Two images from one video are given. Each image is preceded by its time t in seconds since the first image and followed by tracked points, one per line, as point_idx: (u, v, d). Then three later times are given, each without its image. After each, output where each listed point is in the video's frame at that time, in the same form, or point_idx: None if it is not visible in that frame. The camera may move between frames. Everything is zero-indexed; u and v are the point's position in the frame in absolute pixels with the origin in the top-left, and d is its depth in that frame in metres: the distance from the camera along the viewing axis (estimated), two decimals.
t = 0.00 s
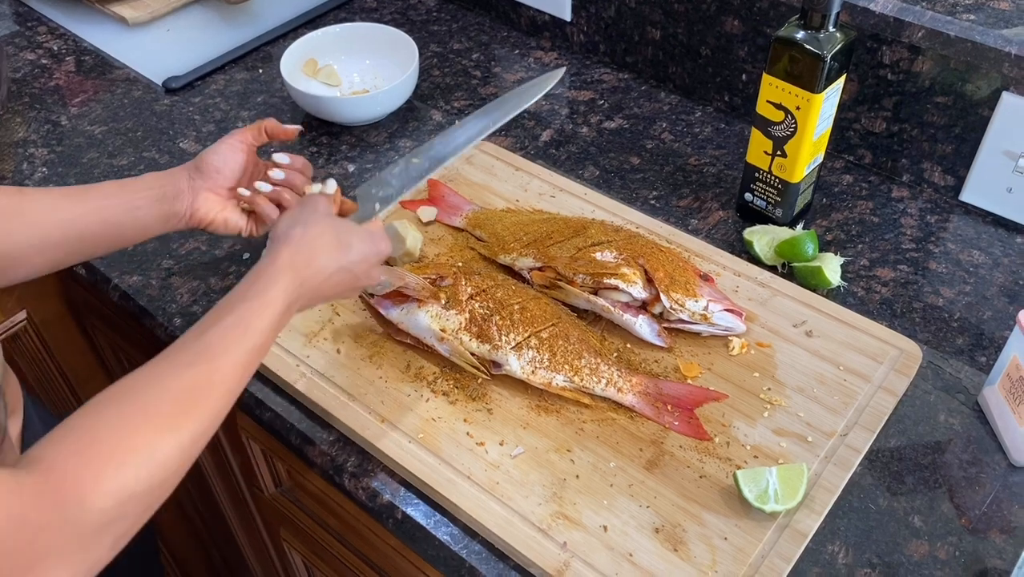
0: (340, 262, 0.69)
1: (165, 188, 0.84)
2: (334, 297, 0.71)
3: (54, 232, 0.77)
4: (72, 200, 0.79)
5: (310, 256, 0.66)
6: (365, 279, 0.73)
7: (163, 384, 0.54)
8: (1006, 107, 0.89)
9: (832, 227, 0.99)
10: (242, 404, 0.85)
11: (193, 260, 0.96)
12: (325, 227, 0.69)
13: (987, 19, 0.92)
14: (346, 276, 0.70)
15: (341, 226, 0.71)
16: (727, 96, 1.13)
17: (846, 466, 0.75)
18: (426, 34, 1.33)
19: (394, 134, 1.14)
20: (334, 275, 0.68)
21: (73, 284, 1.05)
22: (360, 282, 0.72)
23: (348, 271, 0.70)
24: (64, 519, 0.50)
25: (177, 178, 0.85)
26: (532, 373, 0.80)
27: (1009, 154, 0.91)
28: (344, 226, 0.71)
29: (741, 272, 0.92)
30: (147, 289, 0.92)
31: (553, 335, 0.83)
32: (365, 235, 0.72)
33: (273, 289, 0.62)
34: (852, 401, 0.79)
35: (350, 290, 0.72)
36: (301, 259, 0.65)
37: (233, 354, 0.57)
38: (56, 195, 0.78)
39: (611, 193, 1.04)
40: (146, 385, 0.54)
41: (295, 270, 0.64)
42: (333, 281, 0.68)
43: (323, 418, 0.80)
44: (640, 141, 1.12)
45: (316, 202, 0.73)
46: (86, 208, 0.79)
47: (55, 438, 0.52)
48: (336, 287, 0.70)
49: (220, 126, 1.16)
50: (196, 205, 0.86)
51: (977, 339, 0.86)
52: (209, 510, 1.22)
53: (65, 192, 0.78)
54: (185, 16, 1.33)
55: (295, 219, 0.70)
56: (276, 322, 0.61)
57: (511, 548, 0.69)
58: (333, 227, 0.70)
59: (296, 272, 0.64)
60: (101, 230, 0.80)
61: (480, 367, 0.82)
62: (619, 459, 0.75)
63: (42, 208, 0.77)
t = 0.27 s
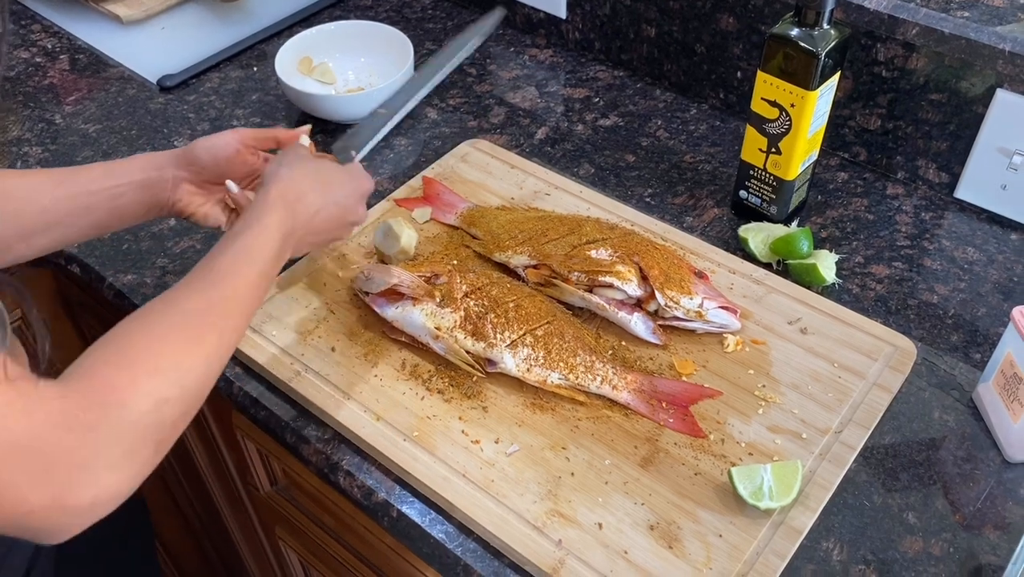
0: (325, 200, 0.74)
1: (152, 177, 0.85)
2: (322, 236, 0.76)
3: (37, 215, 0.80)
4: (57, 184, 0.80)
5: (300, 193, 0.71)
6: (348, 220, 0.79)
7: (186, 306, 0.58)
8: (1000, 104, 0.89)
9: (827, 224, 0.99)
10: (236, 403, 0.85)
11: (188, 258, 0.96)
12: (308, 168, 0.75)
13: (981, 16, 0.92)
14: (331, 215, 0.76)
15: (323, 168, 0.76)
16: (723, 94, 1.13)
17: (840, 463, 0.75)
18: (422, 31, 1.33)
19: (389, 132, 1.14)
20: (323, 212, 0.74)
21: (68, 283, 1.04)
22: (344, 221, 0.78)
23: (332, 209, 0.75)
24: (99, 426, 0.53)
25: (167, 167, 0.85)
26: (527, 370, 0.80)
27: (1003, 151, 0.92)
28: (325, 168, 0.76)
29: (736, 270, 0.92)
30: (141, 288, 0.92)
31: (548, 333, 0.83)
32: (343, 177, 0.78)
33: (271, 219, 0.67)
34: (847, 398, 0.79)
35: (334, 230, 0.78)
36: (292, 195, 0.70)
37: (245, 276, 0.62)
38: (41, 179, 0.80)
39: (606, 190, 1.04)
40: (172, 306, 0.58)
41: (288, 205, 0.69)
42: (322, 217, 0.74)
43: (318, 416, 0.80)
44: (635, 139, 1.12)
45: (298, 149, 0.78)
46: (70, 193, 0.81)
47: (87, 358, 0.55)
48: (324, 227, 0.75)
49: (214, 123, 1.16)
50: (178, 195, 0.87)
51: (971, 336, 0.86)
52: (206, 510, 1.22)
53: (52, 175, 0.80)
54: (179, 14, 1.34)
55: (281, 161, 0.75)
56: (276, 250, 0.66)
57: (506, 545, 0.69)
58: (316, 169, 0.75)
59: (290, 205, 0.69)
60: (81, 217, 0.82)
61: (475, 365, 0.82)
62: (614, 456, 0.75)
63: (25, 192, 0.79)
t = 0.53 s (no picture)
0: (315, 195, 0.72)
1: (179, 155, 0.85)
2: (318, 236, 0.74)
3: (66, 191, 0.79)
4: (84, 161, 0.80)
5: (286, 186, 0.69)
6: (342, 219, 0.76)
7: (145, 306, 0.56)
8: (995, 101, 0.89)
9: (823, 221, 0.99)
10: (232, 401, 0.84)
11: (183, 256, 0.96)
12: (296, 163, 0.73)
13: (977, 12, 0.92)
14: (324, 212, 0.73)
15: (313, 163, 0.74)
16: (718, 91, 1.13)
17: (836, 459, 0.75)
18: (417, 28, 1.33)
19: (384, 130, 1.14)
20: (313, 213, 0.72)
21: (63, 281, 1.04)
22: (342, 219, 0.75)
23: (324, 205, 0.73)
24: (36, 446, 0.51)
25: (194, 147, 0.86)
26: (523, 368, 0.80)
27: (998, 148, 0.92)
28: (316, 165, 0.74)
29: (731, 266, 0.92)
30: (136, 286, 0.92)
31: (543, 330, 0.83)
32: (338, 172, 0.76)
33: (251, 212, 0.65)
34: (843, 395, 0.80)
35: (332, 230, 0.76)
36: (276, 189, 0.68)
37: (216, 270, 0.59)
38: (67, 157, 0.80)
39: (602, 187, 1.04)
40: (135, 306, 0.57)
41: (272, 199, 0.67)
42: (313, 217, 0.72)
43: (314, 414, 0.80)
44: (631, 136, 1.12)
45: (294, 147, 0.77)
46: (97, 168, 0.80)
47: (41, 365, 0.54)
48: (315, 228, 0.73)
49: (209, 121, 1.16)
50: (208, 175, 0.86)
51: (966, 332, 0.86)
52: (202, 508, 1.22)
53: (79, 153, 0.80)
54: (174, 11, 1.34)
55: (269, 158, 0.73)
56: (256, 242, 0.63)
57: (503, 542, 0.69)
58: (305, 164, 0.73)
59: (274, 198, 0.67)
60: (113, 194, 0.81)
61: (471, 362, 0.82)
62: (610, 453, 0.75)
63: (53, 170, 0.78)
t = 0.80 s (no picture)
0: (287, 298, 0.68)
1: (236, 137, 0.89)
2: (295, 333, 0.71)
3: (126, 167, 0.85)
4: (146, 137, 0.85)
5: (249, 287, 0.67)
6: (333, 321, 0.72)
7: (43, 391, 0.58)
8: (990, 96, 0.89)
9: (819, 217, 0.99)
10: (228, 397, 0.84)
11: (179, 253, 0.96)
12: (280, 263, 0.69)
13: (971, 8, 0.92)
14: (301, 312, 0.70)
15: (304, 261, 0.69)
16: (714, 87, 1.13)
17: (831, 454, 0.75)
18: (413, 24, 1.32)
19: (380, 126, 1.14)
20: (283, 317, 0.69)
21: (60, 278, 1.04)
22: (326, 320, 0.71)
23: (301, 305, 0.69)
24: None
25: (251, 131, 0.88)
26: (519, 363, 0.80)
27: (993, 143, 0.92)
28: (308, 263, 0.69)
29: (727, 262, 0.92)
30: (133, 282, 0.92)
31: (540, 325, 0.83)
32: (336, 271, 0.71)
33: (197, 319, 0.64)
34: (838, 389, 0.80)
35: (316, 326, 0.72)
36: (238, 292, 0.66)
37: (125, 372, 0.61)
38: (128, 128, 0.84)
39: (598, 183, 1.04)
40: (49, 384, 0.59)
41: (226, 301, 0.66)
42: (281, 322, 0.69)
43: (311, 410, 0.80)
44: (627, 132, 1.12)
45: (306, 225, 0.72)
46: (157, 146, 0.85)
47: None
48: (286, 329, 0.70)
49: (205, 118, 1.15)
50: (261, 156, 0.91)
51: (962, 327, 0.86)
52: (199, 504, 1.22)
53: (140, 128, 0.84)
54: (169, 9, 1.33)
55: (265, 244, 0.70)
56: (182, 352, 0.63)
57: (500, 538, 0.70)
58: (293, 261, 0.69)
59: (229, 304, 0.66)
60: (168, 164, 0.87)
61: (467, 358, 0.82)
62: (606, 448, 0.75)
63: (116, 147, 0.84)
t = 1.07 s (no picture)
0: (238, 296, 0.69)
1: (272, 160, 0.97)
2: (243, 330, 0.72)
3: (140, 165, 0.90)
4: (172, 148, 0.91)
5: (199, 284, 0.67)
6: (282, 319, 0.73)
7: None
8: (984, 91, 0.89)
9: (813, 212, 0.99)
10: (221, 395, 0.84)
11: (172, 250, 0.95)
12: (230, 260, 0.69)
13: (965, 3, 0.92)
14: (252, 310, 0.71)
15: (254, 259, 0.70)
16: (708, 82, 1.13)
17: (825, 449, 0.75)
18: (406, 20, 1.32)
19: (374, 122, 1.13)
20: (234, 315, 0.70)
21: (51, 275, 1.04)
22: (275, 318, 0.72)
23: (251, 303, 0.70)
24: None
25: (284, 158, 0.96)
26: (513, 360, 0.80)
27: (987, 138, 0.92)
28: (257, 261, 0.71)
29: (721, 258, 0.92)
30: (124, 279, 0.91)
31: (533, 322, 0.83)
32: (284, 269, 0.72)
33: (150, 314, 0.64)
34: (832, 384, 0.80)
35: (263, 325, 0.73)
36: (188, 290, 0.66)
37: (75, 364, 0.61)
38: (159, 135, 0.90)
39: (592, 179, 1.04)
40: None
41: (177, 298, 0.66)
42: (232, 320, 0.70)
43: (304, 407, 0.80)
44: (621, 128, 1.11)
45: (252, 222, 0.73)
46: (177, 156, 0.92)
47: None
48: (237, 327, 0.71)
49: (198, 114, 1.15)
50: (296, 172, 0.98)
51: (955, 322, 0.86)
52: (194, 502, 1.22)
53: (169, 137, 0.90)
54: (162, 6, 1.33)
55: (212, 241, 0.70)
56: (132, 348, 0.63)
57: (493, 534, 0.69)
58: (243, 260, 0.70)
59: (180, 301, 0.66)
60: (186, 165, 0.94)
61: (461, 355, 0.82)
62: (600, 445, 0.75)
63: (142, 148, 0.89)
